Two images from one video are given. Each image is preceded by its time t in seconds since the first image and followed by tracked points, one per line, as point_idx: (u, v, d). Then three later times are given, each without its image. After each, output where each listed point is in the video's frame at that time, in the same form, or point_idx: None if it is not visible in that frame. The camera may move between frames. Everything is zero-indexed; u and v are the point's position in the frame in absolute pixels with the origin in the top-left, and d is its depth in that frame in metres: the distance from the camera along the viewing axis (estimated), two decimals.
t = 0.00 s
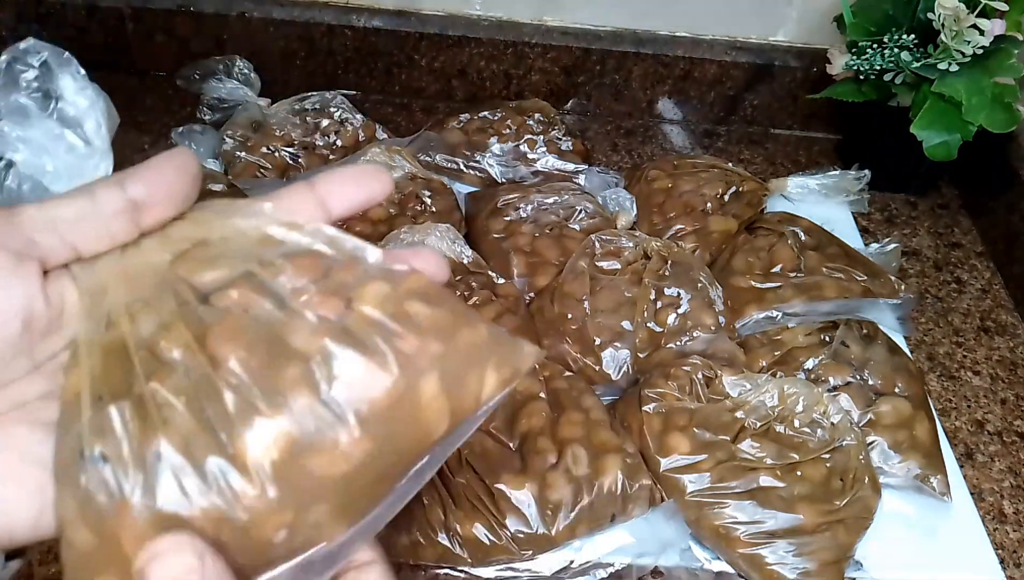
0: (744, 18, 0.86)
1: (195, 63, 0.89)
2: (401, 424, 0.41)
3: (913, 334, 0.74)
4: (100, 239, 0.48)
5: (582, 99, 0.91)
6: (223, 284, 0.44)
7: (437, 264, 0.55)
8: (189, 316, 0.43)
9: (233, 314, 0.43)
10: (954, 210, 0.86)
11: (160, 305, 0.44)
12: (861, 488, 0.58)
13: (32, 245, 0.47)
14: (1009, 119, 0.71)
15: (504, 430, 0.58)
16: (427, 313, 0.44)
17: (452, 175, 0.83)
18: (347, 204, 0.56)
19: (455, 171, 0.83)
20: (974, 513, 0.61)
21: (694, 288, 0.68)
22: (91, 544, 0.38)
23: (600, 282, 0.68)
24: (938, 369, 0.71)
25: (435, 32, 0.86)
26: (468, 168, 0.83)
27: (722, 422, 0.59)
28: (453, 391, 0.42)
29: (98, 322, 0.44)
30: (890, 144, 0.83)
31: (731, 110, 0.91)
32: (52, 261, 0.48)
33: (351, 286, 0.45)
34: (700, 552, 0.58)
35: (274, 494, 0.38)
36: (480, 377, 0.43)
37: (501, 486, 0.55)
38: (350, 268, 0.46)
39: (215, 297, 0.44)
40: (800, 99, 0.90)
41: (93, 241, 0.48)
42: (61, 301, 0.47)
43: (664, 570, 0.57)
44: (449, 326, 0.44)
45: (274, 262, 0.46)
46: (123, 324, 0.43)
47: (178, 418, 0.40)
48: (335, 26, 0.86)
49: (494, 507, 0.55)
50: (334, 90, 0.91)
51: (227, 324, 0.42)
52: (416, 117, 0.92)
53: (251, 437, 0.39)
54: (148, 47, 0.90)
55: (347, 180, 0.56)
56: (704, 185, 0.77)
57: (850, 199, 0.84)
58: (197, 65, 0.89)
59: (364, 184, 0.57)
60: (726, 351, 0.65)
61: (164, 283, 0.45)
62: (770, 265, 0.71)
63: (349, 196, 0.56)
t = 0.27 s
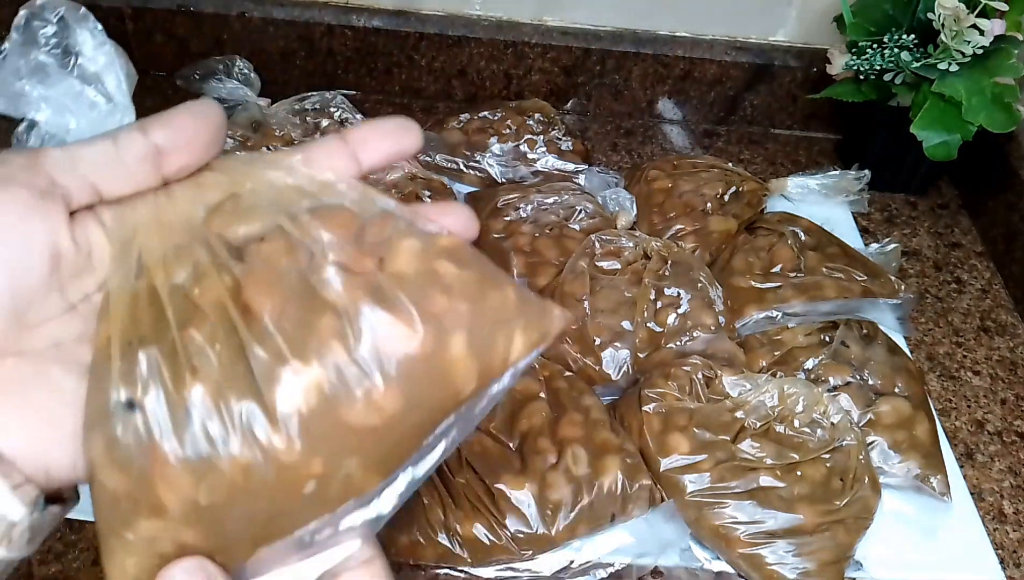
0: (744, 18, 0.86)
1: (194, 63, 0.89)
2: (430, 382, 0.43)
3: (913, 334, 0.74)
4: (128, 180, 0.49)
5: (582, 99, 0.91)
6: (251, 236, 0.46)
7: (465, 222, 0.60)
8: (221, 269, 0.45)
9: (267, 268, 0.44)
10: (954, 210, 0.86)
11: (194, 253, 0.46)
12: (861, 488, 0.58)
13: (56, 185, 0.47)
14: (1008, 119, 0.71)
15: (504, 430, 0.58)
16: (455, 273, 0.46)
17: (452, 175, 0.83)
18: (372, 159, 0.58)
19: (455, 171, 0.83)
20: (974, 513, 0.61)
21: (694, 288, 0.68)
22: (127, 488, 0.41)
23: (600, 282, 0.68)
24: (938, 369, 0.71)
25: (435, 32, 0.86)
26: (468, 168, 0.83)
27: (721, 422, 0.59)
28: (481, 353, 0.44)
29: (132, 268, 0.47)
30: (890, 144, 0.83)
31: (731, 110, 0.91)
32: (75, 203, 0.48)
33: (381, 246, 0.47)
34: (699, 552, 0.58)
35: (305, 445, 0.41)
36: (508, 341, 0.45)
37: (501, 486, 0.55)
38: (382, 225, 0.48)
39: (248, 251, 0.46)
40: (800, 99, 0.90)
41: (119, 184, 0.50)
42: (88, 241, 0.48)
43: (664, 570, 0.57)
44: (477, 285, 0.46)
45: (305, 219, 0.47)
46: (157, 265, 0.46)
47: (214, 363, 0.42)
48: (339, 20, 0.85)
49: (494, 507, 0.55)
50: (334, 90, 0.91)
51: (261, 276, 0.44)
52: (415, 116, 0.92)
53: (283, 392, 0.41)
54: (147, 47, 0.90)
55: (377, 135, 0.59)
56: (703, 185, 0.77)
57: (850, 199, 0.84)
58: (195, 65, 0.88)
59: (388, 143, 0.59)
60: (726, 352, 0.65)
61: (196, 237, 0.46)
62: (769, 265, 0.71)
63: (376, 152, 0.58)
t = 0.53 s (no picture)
0: (744, 19, 0.86)
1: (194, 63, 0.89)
2: (400, 310, 0.41)
3: (913, 334, 0.73)
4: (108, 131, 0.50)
5: (582, 99, 0.91)
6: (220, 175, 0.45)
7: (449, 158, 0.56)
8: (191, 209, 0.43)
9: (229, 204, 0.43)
10: (954, 210, 0.86)
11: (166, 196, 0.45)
12: (861, 489, 0.58)
13: (35, 140, 0.51)
14: (1008, 119, 0.71)
15: (504, 429, 0.58)
16: (430, 205, 0.44)
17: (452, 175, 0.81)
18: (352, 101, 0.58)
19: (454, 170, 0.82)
20: (975, 514, 0.61)
21: (694, 288, 0.68)
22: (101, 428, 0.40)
23: (600, 282, 0.68)
24: (938, 369, 0.71)
25: (435, 32, 0.86)
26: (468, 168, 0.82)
27: (722, 421, 0.59)
28: (455, 278, 0.42)
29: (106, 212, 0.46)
30: (890, 144, 0.83)
31: (731, 110, 0.91)
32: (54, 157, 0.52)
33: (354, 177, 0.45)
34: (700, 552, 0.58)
35: (272, 381, 0.40)
36: (487, 270, 0.43)
37: (501, 485, 0.55)
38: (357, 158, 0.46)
39: (215, 191, 0.44)
40: (800, 100, 0.90)
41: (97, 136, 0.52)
42: (67, 192, 0.51)
43: (664, 570, 0.57)
44: (452, 216, 0.44)
45: (272, 157, 0.46)
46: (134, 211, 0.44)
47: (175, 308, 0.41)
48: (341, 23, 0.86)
49: (494, 507, 0.55)
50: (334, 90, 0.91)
51: (227, 212, 0.43)
52: (415, 116, 0.92)
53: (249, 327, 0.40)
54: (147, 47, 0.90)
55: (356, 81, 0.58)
56: (703, 185, 0.77)
57: (850, 198, 0.84)
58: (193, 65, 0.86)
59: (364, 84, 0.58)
60: (726, 352, 0.65)
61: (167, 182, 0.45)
62: (769, 265, 0.71)
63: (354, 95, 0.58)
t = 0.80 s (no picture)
0: (744, 19, 0.86)
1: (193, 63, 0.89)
2: (395, 297, 0.42)
3: (913, 334, 0.73)
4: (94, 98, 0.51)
5: (582, 99, 0.91)
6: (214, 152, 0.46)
7: (449, 128, 0.61)
8: (187, 185, 0.44)
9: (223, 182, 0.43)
10: (954, 210, 0.86)
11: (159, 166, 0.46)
12: (861, 489, 0.58)
13: (23, 100, 0.51)
14: (1008, 119, 0.71)
15: (503, 430, 0.58)
16: (423, 189, 0.45)
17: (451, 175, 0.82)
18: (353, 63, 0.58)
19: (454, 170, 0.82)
20: (975, 514, 0.61)
21: (694, 288, 0.68)
22: (102, 406, 0.42)
23: (600, 282, 0.68)
24: (938, 369, 0.71)
25: (434, 32, 0.86)
26: (467, 167, 0.82)
27: (722, 421, 0.59)
28: (447, 265, 0.43)
29: (98, 179, 0.47)
30: (889, 144, 0.83)
31: (730, 111, 0.91)
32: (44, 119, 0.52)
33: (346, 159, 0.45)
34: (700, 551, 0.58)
35: (268, 366, 0.41)
36: (478, 257, 0.44)
37: (501, 485, 0.55)
38: (351, 135, 0.47)
39: (212, 168, 0.45)
40: (800, 100, 0.90)
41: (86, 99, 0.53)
42: (56, 154, 0.51)
43: (664, 570, 0.57)
44: (446, 200, 0.45)
45: (267, 134, 0.46)
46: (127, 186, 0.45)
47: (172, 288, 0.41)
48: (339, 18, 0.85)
49: (494, 507, 0.55)
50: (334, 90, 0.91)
51: (223, 189, 0.43)
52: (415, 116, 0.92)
53: (245, 312, 0.41)
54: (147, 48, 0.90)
55: (348, 42, 0.57)
56: (703, 185, 0.77)
57: (850, 198, 0.84)
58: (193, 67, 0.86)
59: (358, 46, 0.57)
60: (726, 352, 0.65)
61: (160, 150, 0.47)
62: (769, 265, 0.71)
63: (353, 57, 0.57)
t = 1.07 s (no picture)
0: (745, 19, 0.86)
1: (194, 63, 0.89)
2: (419, 304, 0.44)
3: (913, 334, 0.74)
4: (127, 91, 0.49)
5: (582, 99, 0.91)
6: (251, 159, 0.46)
7: (468, 135, 0.60)
8: (223, 190, 0.45)
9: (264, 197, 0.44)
10: (954, 210, 0.86)
11: (193, 169, 0.46)
12: (861, 489, 0.58)
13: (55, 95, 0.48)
14: (1008, 120, 0.71)
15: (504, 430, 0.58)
16: (450, 202, 0.46)
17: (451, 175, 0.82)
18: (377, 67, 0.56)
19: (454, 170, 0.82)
20: (974, 514, 0.61)
21: (694, 288, 0.68)
22: (137, 402, 0.43)
23: (600, 282, 0.68)
24: (938, 369, 0.71)
25: (434, 32, 0.86)
26: (467, 168, 0.82)
27: (722, 422, 0.59)
28: (471, 275, 0.45)
29: (136, 178, 0.47)
30: (889, 144, 0.83)
31: (730, 111, 0.91)
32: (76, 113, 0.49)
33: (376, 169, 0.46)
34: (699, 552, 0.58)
35: (302, 372, 0.42)
36: (498, 269, 0.46)
37: (501, 485, 0.55)
38: (380, 145, 0.47)
39: (247, 177, 0.45)
40: (800, 100, 0.90)
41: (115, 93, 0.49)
42: (89, 148, 0.48)
43: (664, 570, 0.57)
44: (472, 215, 0.46)
45: (300, 141, 0.46)
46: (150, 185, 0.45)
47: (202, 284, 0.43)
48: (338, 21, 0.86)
49: (494, 507, 0.55)
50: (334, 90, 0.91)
51: (262, 200, 0.44)
52: (415, 116, 0.92)
53: (279, 317, 0.42)
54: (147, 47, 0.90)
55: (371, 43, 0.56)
56: (703, 185, 0.78)
57: (850, 198, 0.84)
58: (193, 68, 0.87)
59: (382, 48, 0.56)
60: (726, 352, 0.65)
61: (195, 151, 0.46)
62: (769, 265, 0.71)
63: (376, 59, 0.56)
